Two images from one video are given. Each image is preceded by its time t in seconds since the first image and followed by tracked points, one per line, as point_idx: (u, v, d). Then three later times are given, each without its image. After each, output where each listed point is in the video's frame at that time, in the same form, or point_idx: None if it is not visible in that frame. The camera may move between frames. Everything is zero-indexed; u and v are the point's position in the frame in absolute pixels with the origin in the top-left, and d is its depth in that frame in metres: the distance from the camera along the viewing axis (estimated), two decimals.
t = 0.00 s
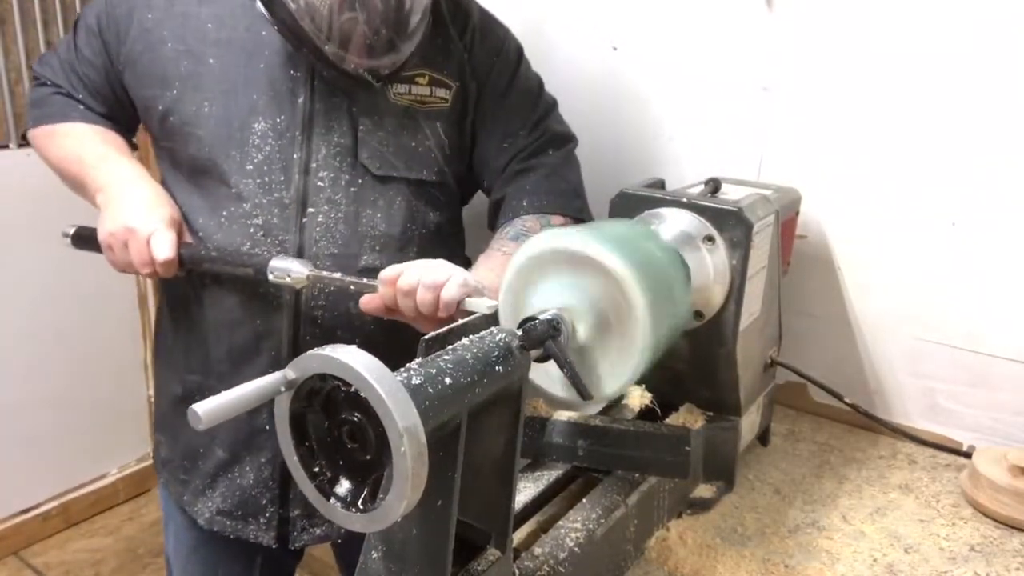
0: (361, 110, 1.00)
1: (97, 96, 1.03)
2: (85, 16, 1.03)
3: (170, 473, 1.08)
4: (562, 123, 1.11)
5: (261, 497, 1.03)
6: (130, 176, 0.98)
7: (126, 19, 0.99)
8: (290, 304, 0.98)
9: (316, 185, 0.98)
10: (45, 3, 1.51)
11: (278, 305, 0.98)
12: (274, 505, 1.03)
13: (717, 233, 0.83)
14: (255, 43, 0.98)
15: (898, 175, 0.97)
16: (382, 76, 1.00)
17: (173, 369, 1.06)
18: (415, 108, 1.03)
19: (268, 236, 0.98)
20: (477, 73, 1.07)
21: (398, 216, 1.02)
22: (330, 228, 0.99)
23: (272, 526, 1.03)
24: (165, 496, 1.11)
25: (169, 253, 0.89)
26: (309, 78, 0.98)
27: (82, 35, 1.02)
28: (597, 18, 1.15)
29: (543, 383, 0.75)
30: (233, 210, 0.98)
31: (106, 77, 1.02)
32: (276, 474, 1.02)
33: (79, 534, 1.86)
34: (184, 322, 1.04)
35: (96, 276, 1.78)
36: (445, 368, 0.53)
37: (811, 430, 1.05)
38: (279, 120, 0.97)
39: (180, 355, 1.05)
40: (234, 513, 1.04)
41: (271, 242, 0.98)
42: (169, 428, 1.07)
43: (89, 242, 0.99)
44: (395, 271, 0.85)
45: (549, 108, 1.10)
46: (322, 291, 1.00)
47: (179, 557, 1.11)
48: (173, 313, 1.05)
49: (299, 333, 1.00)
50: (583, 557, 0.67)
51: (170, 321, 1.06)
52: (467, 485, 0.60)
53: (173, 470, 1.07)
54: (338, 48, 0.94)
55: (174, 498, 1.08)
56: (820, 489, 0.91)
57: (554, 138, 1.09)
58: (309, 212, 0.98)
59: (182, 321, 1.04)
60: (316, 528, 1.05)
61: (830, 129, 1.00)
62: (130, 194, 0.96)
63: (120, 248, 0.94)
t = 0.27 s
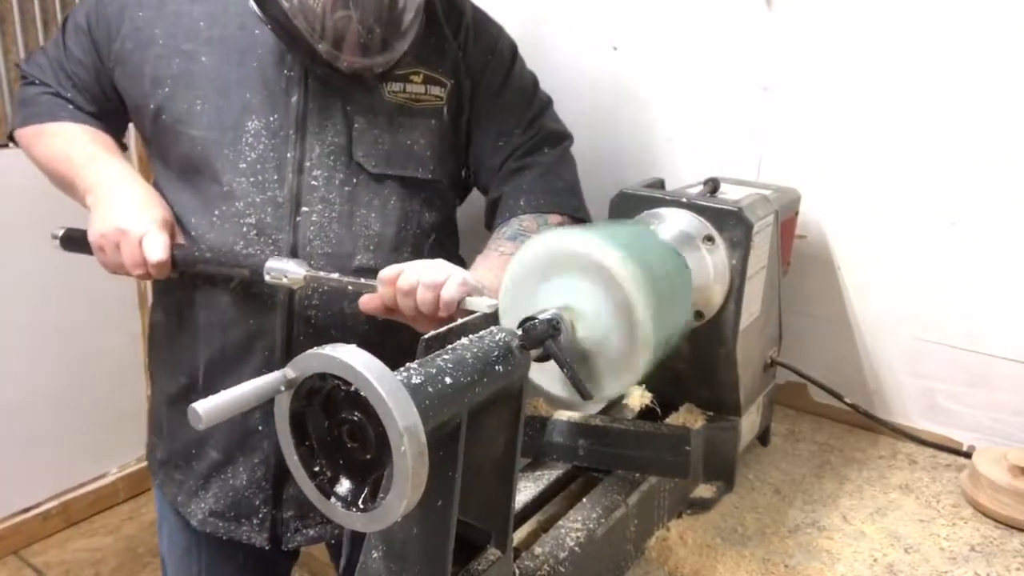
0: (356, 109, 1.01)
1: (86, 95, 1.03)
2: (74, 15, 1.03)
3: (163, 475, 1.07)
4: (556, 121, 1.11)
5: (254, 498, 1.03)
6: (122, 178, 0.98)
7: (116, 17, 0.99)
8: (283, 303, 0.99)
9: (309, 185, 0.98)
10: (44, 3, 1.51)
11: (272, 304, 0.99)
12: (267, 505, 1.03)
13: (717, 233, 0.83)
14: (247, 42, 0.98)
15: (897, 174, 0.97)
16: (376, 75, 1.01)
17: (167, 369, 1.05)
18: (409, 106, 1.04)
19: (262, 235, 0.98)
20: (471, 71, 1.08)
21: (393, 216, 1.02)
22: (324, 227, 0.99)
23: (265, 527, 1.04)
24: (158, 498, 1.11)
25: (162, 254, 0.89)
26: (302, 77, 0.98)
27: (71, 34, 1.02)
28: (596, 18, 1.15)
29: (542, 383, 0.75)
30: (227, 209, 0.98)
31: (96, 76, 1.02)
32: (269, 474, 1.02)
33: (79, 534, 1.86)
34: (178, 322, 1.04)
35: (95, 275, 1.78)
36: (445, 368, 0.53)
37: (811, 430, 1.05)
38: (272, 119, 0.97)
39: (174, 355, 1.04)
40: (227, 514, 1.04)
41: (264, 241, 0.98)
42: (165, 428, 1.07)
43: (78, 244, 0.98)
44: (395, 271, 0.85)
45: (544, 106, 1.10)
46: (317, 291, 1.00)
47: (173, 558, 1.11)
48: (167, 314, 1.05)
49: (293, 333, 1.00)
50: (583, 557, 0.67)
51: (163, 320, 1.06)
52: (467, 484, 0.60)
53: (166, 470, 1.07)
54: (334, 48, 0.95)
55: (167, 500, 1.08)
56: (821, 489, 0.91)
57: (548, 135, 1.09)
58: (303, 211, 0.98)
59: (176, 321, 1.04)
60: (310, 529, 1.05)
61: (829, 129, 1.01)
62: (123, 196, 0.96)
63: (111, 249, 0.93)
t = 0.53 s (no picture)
0: (357, 108, 1.01)
1: (86, 95, 1.03)
2: (75, 15, 1.03)
3: (163, 475, 1.08)
4: (559, 121, 1.10)
5: (253, 496, 1.03)
6: (118, 182, 0.98)
7: (118, 18, 0.99)
8: (283, 301, 0.99)
9: (311, 183, 0.99)
10: (44, 3, 1.51)
11: (270, 303, 0.99)
12: (266, 505, 1.03)
13: (717, 233, 0.83)
14: (250, 42, 0.99)
15: (897, 175, 0.97)
16: (381, 73, 1.01)
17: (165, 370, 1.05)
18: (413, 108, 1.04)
19: (262, 233, 0.98)
20: (472, 73, 1.08)
21: (394, 215, 1.02)
22: (324, 226, 0.99)
23: (264, 527, 1.04)
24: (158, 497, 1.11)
25: (154, 261, 0.89)
26: (305, 75, 0.98)
27: (73, 35, 1.02)
28: (594, 18, 1.16)
29: (542, 383, 0.75)
30: (228, 207, 0.98)
31: (98, 76, 1.02)
32: (268, 472, 1.02)
33: (79, 534, 1.86)
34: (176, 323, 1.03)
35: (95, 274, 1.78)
36: (445, 368, 0.53)
37: (811, 430, 1.05)
38: (275, 117, 0.98)
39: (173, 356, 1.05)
40: (225, 513, 1.04)
41: (265, 239, 0.98)
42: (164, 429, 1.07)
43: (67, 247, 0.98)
44: (396, 272, 0.86)
45: (545, 106, 1.09)
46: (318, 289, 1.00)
47: (173, 557, 1.12)
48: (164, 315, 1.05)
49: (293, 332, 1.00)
50: (582, 557, 0.67)
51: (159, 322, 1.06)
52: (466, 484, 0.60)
53: (166, 470, 1.07)
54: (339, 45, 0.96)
55: (167, 499, 1.08)
56: (820, 489, 0.91)
57: (550, 134, 1.08)
58: (305, 209, 0.98)
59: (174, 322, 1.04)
60: (308, 528, 1.06)
61: (829, 129, 1.01)
62: (117, 200, 0.95)
63: (101, 252, 0.93)
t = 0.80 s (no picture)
0: (364, 109, 1.02)
1: (96, 95, 1.02)
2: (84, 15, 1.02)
3: (167, 474, 1.08)
4: (562, 123, 1.11)
5: (257, 495, 1.03)
6: (130, 177, 0.98)
7: (127, 18, 0.99)
8: (289, 300, 0.99)
9: (317, 183, 0.99)
10: (45, 3, 1.51)
11: (277, 300, 0.99)
12: (269, 504, 1.03)
13: (717, 233, 0.83)
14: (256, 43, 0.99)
15: (897, 174, 0.97)
16: (386, 74, 1.01)
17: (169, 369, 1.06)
18: (417, 108, 1.05)
19: (268, 232, 0.98)
20: (477, 75, 1.08)
21: (399, 215, 1.03)
22: (330, 225, 0.99)
23: (268, 526, 1.04)
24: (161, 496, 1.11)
25: (166, 256, 0.89)
26: (312, 76, 0.99)
27: (80, 34, 1.01)
28: (595, 19, 1.16)
29: (541, 383, 0.75)
30: (235, 206, 0.98)
31: (106, 76, 1.02)
32: (271, 472, 1.02)
33: (79, 534, 1.86)
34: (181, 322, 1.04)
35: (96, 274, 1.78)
36: (445, 368, 0.53)
37: (811, 430, 1.05)
38: (281, 117, 0.98)
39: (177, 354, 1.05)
40: (229, 513, 1.04)
41: (271, 238, 0.98)
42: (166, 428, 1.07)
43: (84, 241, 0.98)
44: (396, 272, 0.85)
45: (549, 108, 1.10)
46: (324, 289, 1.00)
47: (175, 557, 1.11)
48: (171, 314, 1.06)
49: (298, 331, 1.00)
50: (582, 557, 0.67)
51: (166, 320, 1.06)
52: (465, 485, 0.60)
53: (171, 469, 1.07)
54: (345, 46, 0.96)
55: (170, 498, 1.08)
56: (820, 489, 0.91)
57: (552, 136, 1.09)
58: (311, 209, 0.99)
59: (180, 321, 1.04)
60: (311, 528, 1.06)
61: (829, 129, 1.01)
62: (127, 195, 0.95)
63: (114, 246, 0.93)
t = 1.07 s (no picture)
0: (385, 110, 1.03)
1: (132, 96, 1.08)
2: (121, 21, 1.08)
3: (188, 463, 1.12)
4: (579, 124, 1.08)
5: (274, 488, 1.07)
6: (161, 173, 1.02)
7: (160, 23, 1.04)
8: (308, 296, 1.01)
9: (338, 181, 1.01)
10: (45, 4, 1.51)
11: (296, 295, 1.01)
12: (286, 497, 1.07)
13: (716, 233, 0.83)
14: (283, 42, 1.01)
15: (897, 174, 0.97)
16: (405, 73, 1.01)
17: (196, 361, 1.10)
18: (432, 109, 1.05)
19: (290, 227, 1.01)
20: (495, 78, 1.07)
21: (418, 214, 1.04)
22: (349, 223, 1.01)
23: (284, 518, 1.07)
24: (184, 486, 1.15)
25: (188, 250, 0.92)
26: (335, 76, 1.01)
27: (119, 39, 1.07)
28: (596, 18, 1.16)
29: (542, 384, 0.75)
30: (258, 202, 1.01)
31: (140, 77, 1.07)
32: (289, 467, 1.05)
33: (79, 534, 1.86)
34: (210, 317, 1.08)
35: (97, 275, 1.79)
36: (445, 368, 0.53)
37: (810, 430, 1.05)
38: (304, 116, 1.00)
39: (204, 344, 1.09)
40: (247, 504, 1.07)
41: (292, 234, 1.01)
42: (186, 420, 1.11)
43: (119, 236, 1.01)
44: (385, 264, 0.86)
45: (566, 111, 1.08)
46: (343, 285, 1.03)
47: (193, 546, 1.15)
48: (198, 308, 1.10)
49: (319, 326, 1.03)
50: (582, 557, 0.67)
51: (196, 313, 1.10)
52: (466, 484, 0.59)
53: (191, 460, 1.11)
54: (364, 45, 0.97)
55: (192, 488, 1.12)
56: (820, 489, 0.91)
57: (568, 138, 1.07)
58: (331, 207, 1.01)
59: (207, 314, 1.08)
60: (325, 523, 1.09)
61: (829, 129, 1.01)
62: (157, 191, 0.99)
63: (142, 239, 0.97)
